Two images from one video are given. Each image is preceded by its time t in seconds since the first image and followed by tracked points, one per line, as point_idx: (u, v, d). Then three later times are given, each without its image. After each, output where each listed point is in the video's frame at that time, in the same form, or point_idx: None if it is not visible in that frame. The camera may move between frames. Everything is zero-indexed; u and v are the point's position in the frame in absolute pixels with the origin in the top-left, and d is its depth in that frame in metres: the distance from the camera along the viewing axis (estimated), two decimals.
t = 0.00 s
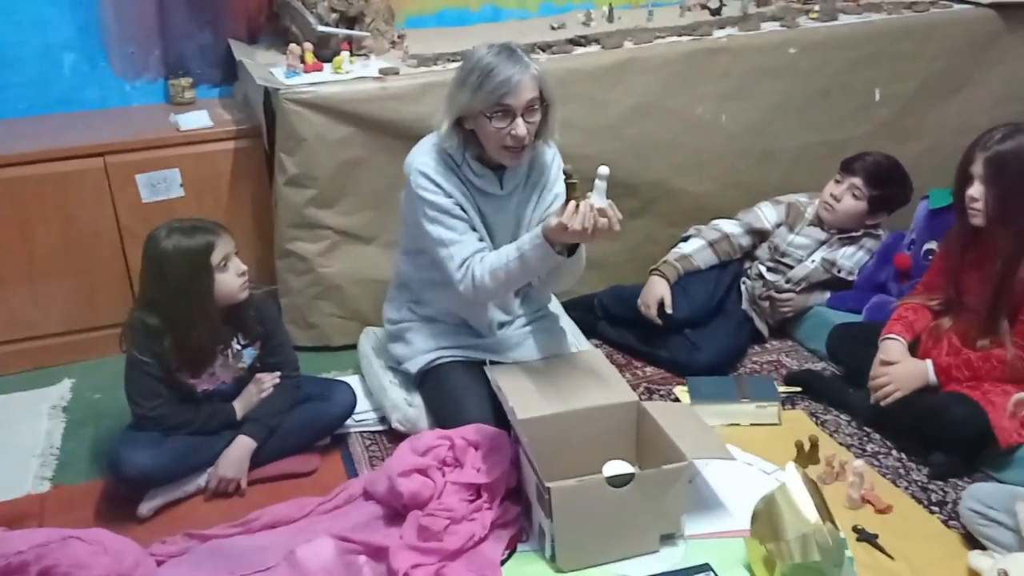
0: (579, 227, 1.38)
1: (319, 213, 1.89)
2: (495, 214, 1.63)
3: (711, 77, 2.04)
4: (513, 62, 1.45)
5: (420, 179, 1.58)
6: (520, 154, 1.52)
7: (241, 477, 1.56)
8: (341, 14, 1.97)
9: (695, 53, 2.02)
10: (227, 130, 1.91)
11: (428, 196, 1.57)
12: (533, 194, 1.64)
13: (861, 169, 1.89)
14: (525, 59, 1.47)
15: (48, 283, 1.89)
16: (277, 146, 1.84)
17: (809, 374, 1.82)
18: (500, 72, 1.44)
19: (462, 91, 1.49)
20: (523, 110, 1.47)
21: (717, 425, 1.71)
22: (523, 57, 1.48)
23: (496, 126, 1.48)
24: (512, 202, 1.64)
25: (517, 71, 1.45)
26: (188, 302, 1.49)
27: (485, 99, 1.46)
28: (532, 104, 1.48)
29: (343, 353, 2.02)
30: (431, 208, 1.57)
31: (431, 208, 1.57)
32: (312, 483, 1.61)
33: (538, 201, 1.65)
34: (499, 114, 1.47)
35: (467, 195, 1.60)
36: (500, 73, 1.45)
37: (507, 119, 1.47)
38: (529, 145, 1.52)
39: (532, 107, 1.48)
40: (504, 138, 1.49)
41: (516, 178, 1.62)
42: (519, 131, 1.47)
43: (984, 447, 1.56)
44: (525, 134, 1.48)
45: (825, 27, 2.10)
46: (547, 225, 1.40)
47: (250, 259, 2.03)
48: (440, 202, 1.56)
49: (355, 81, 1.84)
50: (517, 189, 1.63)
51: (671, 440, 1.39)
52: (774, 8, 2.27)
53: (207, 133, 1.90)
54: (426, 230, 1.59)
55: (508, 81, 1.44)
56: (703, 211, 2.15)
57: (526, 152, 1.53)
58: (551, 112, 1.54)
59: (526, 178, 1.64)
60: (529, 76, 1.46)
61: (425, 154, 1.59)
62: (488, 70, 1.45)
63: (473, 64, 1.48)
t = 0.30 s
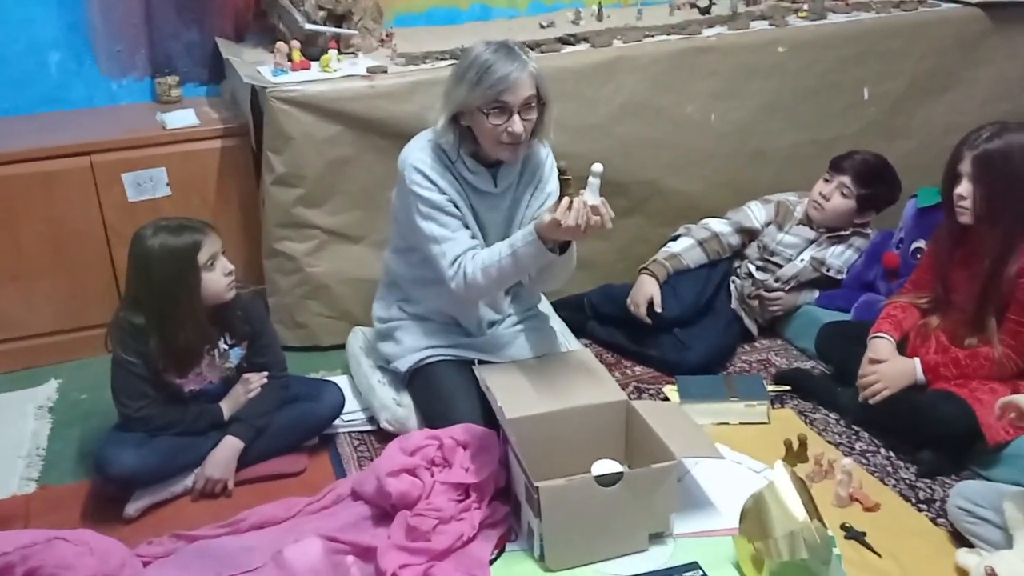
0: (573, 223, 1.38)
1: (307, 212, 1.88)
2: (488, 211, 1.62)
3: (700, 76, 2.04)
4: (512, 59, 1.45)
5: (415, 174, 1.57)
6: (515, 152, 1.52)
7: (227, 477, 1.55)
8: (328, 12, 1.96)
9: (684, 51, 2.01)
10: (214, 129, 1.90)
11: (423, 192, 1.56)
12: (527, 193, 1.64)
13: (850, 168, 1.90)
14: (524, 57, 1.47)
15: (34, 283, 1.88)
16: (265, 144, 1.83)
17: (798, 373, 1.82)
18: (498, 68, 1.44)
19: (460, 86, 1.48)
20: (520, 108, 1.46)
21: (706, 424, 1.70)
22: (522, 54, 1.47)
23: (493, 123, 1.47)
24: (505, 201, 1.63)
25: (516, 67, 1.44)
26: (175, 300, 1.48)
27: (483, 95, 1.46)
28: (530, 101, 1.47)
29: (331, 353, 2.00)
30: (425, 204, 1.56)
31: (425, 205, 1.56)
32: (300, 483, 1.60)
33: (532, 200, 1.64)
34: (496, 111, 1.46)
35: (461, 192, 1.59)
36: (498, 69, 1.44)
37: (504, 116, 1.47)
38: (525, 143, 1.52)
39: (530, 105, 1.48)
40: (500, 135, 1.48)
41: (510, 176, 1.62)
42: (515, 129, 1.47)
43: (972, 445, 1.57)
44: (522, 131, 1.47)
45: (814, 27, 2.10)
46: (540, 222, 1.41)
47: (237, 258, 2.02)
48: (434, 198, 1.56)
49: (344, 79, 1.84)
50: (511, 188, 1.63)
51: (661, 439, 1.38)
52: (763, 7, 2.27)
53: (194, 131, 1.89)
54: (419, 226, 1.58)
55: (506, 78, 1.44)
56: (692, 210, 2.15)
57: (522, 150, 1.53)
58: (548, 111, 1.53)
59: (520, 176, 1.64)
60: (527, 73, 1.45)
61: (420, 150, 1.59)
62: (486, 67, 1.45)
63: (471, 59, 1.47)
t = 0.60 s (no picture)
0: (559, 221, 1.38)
1: (288, 211, 1.87)
2: (474, 209, 1.62)
3: (681, 75, 2.05)
4: (499, 58, 1.45)
5: (401, 172, 1.57)
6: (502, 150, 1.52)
7: (208, 477, 1.54)
8: (310, 10, 1.96)
9: (666, 51, 2.02)
10: (194, 127, 1.89)
11: (408, 190, 1.56)
12: (513, 191, 1.64)
13: (830, 167, 1.92)
14: (510, 56, 1.47)
15: (12, 282, 1.87)
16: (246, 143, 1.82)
17: (779, 370, 1.83)
18: (485, 67, 1.44)
19: (446, 85, 1.48)
20: (507, 106, 1.46)
21: (688, 422, 1.71)
22: (508, 53, 1.47)
23: (479, 121, 1.47)
24: (491, 198, 1.63)
25: (502, 66, 1.44)
26: (155, 299, 1.47)
27: (469, 94, 1.45)
28: (516, 100, 1.47)
29: (313, 352, 2.00)
30: (410, 202, 1.56)
31: (411, 203, 1.56)
32: (282, 482, 1.60)
33: (518, 198, 1.64)
34: (482, 109, 1.46)
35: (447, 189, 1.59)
36: (484, 67, 1.44)
37: (490, 115, 1.47)
38: (511, 141, 1.52)
39: (516, 104, 1.48)
40: (486, 133, 1.48)
41: (496, 174, 1.62)
42: (502, 127, 1.47)
43: (952, 441, 1.58)
44: (508, 129, 1.47)
45: (794, 26, 2.12)
46: (526, 221, 1.41)
47: (218, 257, 2.01)
48: (419, 196, 1.55)
49: (326, 78, 1.83)
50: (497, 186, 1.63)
51: (642, 436, 1.38)
52: (744, 6, 2.28)
53: (174, 129, 1.88)
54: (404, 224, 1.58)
55: (492, 76, 1.44)
56: (674, 208, 2.15)
57: (508, 148, 1.53)
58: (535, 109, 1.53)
59: (505, 174, 1.64)
60: (514, 72, 1.45)
61: (406, 147, 1.58)
62: (473, 65, 1.44)
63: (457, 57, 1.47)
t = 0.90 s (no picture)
0: (538, 219, 1.39)
1: (270, 211, 1.86)
2: (457, 207, 1.62)
3: (662, 75, 2.06)
4: (484, 57, 1.45)
5: (383, 170, 1.56)
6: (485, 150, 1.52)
7: (190, 479, 1.54)
8: (291, 10, 1.94)
9: (647, 51, 2.03)
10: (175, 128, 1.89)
11: (390, 188, 1.56)
12: (495, 189, 1.64)
13: (810, 166, 1.93)
14: (494, 55, 1.47)
15: None
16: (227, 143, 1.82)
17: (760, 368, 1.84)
18: (470, 66, 1.44)
19: (429, 84, 1.47)
20: (491, 106, 1.46)
21: (671, 421, 1.72)
22: (492, 52, 1.47)
23: (463, 121, 1.47)
24: (473, 197, 1.63)
25: (487, 66, 1.44)
26: (137, 300, 1.46)
27: (452, 93, 1.45)
28: (500, 99, 1.47)
29: (296, 353, 1.99)
30: (392, 200, 1.56)
31: (392, 201, 1.56)
32: (264, 484, 1.59)
33: (501, 197, 1.64)
34: (466, 109, 1.46)
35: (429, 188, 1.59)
36: (469, 66, 1.44)
37: (474, 114, 1.47)
38: (494, 141, 1.52)
39: (499, 103, 1.48)
40: (470, 132, 1.48)
41: (478, 172, 1.62)
42: (485, 127, 1.47)
43: (932, 439, 1.60)
44: (491, 128, 1.48)
45: (775, 26, 2.13)
46: (506, 219, 1.41)
47: (199, 258, 2.00)
48: (401, 194, 1.55)
49: (308, 78, 1.83)
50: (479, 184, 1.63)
51: (625, 435, 1.39)
52: (724, 7, 2.29)
53: (154, 130, 1.87)
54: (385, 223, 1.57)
55: (477, 76, 1.44)
56: (656, 208, 2.16)
57: (491, 148, 1.53)
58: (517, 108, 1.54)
59: (488, 173, 1.64)
60: (499, 71, 1.45)
61: (388, 145, 1.58)
62: (456, 65, 1.44)
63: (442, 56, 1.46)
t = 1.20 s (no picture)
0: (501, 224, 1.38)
1: (258, 211, 1.86)
2: (439, 206, 1.62)
3: (650, 75, 2.06)
4: (490, 69, 1.44)
5: (363, 167, 1.57)
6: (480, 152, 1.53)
7: (178, 480, 1.53)
8: (279, 10, 1.93)
9: (634, 51, 2.03)
10: (162, 128, 1.88)
11: (370, 186, 1.56)
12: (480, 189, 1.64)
13: (798, 165, 1.94)
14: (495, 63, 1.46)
15: None
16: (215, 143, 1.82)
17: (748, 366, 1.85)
18: (480, 81, 1.42)
19: (434, 96, 1.44)
20: (496, 115, 1.47)
21: (659, 419, 1.72)
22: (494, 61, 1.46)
23: (469, 131, 1.47)
24: (457, 196, 1.63)
25: (495, 79, 1.43)
26: (125, 302, 1.46)
27: (465, 107, 1.44)
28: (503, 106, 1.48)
29: (285, 353, 1.99)
30: (369, 199, 1.56)
31: (370, 200, 1.56)
32: (253, 485, 1.59)
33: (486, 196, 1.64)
34: (475, 121, 1.46)
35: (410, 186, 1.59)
36: (479, 80, 1.42)
37: (482, 124, 1.47)
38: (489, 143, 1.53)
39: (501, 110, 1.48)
40: (474, 140, 1.49)
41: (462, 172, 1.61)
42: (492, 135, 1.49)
43: (918, 436, 1.61)
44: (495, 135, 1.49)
45: (762, 27, 2.14)
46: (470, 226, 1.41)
47: (187, 258, 1.99)
48: (378, 194, 1.56)
49: (295, 78, 1.82)
50: (464, 184, 1.63)
51: (613, 433, 1.39)
52: (712, 7, 2.29)
53: (142, 129, 1.87)
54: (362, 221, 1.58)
55: (488, 91, 1.43)
56: (645, 207, 2.16)
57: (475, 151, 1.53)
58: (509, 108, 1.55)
59: (473, 173, 1.64)
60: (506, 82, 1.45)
61: (372, 142, 1.59)
62: (466, 79, 1.42)
63: (447, 69, 1.43)
